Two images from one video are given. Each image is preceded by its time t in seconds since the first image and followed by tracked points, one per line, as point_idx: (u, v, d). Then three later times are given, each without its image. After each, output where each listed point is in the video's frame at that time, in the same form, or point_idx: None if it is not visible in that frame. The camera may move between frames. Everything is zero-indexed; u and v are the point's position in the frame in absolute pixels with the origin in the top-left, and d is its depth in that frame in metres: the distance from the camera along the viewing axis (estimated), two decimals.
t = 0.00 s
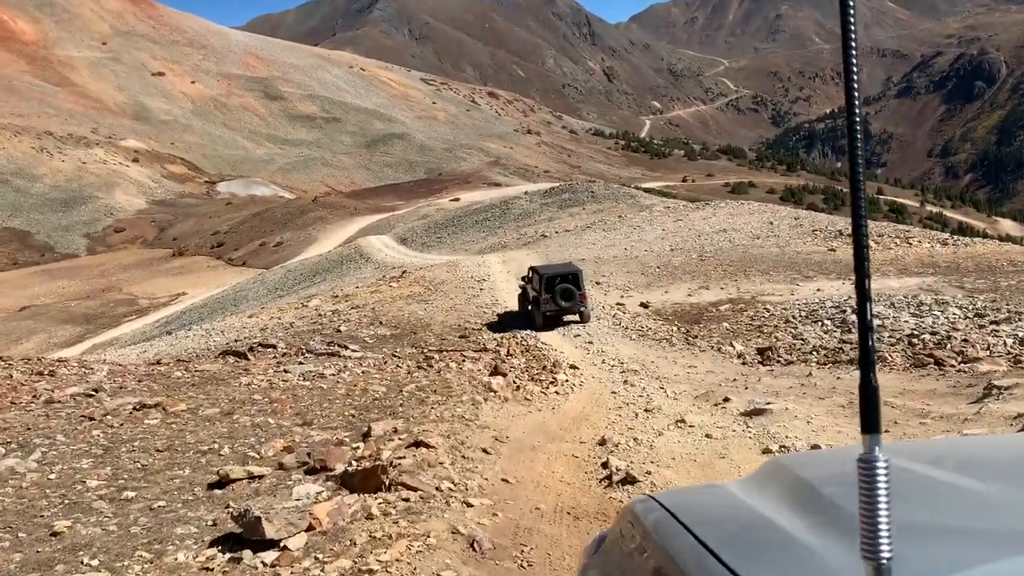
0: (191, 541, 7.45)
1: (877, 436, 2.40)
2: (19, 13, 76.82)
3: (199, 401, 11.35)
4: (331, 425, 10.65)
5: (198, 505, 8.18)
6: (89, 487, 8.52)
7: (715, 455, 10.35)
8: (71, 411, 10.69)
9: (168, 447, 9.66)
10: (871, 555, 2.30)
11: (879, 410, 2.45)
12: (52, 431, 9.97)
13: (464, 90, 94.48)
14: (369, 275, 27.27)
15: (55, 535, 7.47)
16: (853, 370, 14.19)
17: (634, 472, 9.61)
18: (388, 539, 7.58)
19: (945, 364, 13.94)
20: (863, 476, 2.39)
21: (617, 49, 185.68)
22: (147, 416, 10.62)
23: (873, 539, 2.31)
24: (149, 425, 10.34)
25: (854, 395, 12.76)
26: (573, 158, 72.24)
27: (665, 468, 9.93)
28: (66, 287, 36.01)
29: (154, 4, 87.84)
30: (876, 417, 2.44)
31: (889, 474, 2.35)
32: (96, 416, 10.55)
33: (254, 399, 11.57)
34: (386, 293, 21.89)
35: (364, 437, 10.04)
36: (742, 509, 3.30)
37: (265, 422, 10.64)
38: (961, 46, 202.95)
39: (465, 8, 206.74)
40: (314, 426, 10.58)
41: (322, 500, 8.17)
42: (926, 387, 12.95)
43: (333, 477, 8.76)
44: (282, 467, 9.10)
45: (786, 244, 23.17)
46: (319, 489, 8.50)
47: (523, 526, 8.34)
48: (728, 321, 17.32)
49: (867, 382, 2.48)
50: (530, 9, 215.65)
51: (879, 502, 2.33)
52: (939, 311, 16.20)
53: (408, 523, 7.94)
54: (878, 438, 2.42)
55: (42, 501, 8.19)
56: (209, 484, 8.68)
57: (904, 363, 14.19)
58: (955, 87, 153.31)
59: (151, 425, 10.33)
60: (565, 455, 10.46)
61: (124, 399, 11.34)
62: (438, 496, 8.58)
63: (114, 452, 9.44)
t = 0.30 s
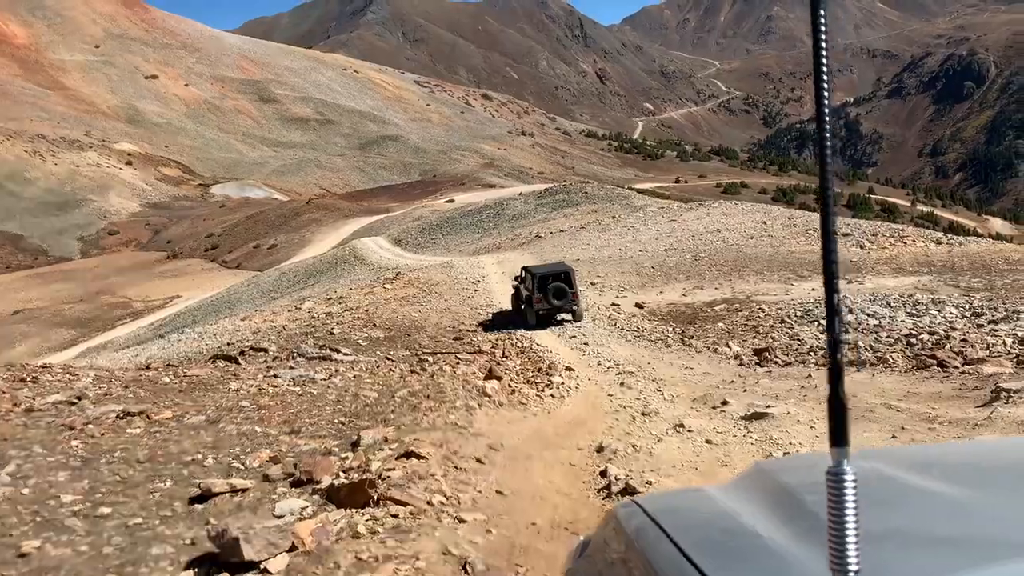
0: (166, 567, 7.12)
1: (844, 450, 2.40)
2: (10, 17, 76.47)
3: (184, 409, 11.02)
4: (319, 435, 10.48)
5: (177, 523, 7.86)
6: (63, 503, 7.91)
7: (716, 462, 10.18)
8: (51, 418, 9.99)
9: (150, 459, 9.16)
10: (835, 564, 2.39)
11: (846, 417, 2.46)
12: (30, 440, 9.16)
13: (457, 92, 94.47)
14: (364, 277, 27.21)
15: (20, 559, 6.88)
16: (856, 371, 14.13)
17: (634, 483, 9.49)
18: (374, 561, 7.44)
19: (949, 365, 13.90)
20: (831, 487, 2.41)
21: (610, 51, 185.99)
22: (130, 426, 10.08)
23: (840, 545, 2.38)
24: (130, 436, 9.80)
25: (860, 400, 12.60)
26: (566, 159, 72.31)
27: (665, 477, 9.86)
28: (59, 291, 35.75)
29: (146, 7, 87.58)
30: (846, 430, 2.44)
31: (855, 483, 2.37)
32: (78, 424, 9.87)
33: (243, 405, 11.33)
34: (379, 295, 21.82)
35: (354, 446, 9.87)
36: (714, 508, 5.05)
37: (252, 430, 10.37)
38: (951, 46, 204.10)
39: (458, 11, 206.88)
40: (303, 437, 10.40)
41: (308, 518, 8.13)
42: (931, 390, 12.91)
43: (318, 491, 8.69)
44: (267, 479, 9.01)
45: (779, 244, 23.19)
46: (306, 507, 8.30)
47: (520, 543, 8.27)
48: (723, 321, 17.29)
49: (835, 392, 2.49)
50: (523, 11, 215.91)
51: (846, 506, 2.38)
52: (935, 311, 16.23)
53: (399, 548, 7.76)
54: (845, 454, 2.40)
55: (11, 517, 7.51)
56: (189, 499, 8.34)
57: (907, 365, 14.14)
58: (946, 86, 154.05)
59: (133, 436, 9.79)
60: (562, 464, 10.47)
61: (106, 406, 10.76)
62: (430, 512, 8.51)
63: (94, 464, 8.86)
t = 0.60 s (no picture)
0: None
1: (812, 478, 2.43)
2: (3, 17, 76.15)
3: (168, 419, 10.95)
4: (307, 447, 10.30)
5: (155, 543, 7.62)
6: (36, 518, 7.79)
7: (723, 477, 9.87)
8: (28, 430, 10.07)
9: (129, 472, 9.09)
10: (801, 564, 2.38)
11: (810, 442, 2.48)
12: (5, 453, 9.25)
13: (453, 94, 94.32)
14: (358, 281, 27.07)
15: None
16: (862, 380, 13.99)
17: (637, 498, 9.24)
18: None
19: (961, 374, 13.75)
20: (796, 516, 2.45)
21: (605, 55, 186.11)
22: (110, 437, 10.10)
23: (807, 557, 2.38)
24: (111, 447, 9.81)
25: (870, 410, 12.43)
26: (562, 162, 72.19)
27: (669, 491, 9.63)
28: (50, 294, 35.50)
29: (140, 7, 87.24)
30: (808, 459, 2.47)
31: (818, 512, 2.41)
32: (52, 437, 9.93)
33: (230, 415, 11.23)
34: (373, 299, 21.67)
35: (344, 460, 9.70)
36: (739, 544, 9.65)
37: (236, 442, 10.20)
38: (947, 51, 204.57)
39: (454, 13, 206.74)
40: (289, 448, 10.22)
41: (291, 538, 7.81)
42: (943, 399, 12.76)
43: (304, 508, 8.40)
44: (250, 495, 8.74)
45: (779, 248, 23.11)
46: (291, 525, 8.01)
47: (518, 569, 7.83)
48: (723, 327, 17.17)
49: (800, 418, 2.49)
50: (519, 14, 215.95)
51: (810, 525, 2.40)
52: (938, 317, 16.14)
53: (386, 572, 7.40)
54: (811, 487, 2.43)
55: None
56: (168, 517, 8.11)
57: (919, 373, 14.00)
58: (941, 91, 154.39)
59: (113, 447, 9.79)
60: (560, 478, 10.16)
61: (86, 418, 10.79)
62: (423, 532, 8.24)
63: (70, 476, 8.84)
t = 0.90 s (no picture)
0: None
1: (867, 430, 2.51)
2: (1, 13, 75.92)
3: (157, 420, 10.88)
4: (299, 450, 10.17)
5: (136, 554, 7.41)
6: (14, 527, 7.70)
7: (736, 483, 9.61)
8: (14, 432, 10.10)
9: (113, 477, 9.01)
10: (854, 547, 2.33)
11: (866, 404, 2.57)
12: None
13: (452, 93, 94.11)
14: (356, 279, 26.92)
15: None
16: (874, 382, 13.79)
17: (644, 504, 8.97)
18: None
19: (974, 377, 13.58)
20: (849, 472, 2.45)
21: (605, 54, 185.89)
22: (97, 438, 10.07)
23: (859, 531, 2.34)
24: (96, 450, 9.76)
25: (884, 413, 12.21)
26: (561, 161, 72.01)
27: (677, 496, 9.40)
28: (48, 291, 35.32)
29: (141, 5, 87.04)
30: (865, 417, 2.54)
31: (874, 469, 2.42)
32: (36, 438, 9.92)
33: (221, 416, 11.14)
34: (371, 297, 21.54)
35: (338, 463, 9.55)
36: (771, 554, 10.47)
37: (227, 446, 10.11)
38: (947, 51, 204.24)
39: (454, 12, 206.46)
40: (280, 451, 10.10)
41: (279, 551, 7.59)
42: (959, 403, 12.57)
43: (295, 517, 8.18)
44: (239, 502, 8.56)
45: (781, 248, 23.00)
46: (277, 537, 7.77)
47: None
48: (725, 327, 17.07)
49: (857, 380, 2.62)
50: (518, 13, 215.66)
51: (865, 498, 2.38)
52: (944, 318, 16.04)
53: None
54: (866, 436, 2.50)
55: None
56: (149, 528, 7.96)
57: (930, 376, 13.83)
58: (941, 92, 154.25)
59: (99, 449, 9.75)
60: (565, 484, 9.89)
61: (73, 418, 10.73)
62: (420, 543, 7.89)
63: (52, 480, 8.79)
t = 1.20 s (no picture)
0: None
1: (830, 449, 2.96)
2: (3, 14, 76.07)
3: (154, 421, 10.93)
4: (298, 449, 10.16)
5: (123, 568, 7.37)
6: None
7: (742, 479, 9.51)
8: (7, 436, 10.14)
9: (106, 483, 9.04)
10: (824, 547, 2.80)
11: (835, 426, 3.01)
12: None
13: (453, 86, 93.98)
14: (360, 272, 26.92)
15: None
16: (883, 370, 13.76)
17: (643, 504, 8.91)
18: None
19: (986, 362, 13.49)
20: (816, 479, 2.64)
21: (605, 44, 185.39)
22: (91, 441, 10.15)
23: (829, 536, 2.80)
24: (92, 452, 9.83)
25: (896, 402, 12.20)
26: (563, 152, 71.82)
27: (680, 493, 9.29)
28: (57, 289, 35.31)
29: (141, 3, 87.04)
30: (830, 436, 2.99)
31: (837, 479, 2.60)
32: (29, 444, 9.97)
33: (220, 415, 11.17)
34: (376, 290, 21.59)
35: (338, 464, 9.56)
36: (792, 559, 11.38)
37: (224, 446, 10.12)
38: (950, 32, 202.75)
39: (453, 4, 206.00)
40: (279, 450, 10.09)
41: (273, 562, 7.55)
42: (970, 391, 12.46)
43: (290, 524, 8.13)
44: (235, 507, 8.55)
45: (784, 234, 22.95)
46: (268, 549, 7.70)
47: None
48: (728, 314, 17.07)
49: (826, 399, 3.04)
50: (518, 5, 215.11)
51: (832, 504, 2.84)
52: (947, 302, 16.00)
53: None
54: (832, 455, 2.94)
55: None
56: (139, 537, 7.91)
57: (939, 363, 13.74)
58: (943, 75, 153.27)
59: (93, 452, 9.82)
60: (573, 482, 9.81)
61: (71, 419, 10.80)
62: (420, 553, 7.80)
63: (42, 489, 8.81)
